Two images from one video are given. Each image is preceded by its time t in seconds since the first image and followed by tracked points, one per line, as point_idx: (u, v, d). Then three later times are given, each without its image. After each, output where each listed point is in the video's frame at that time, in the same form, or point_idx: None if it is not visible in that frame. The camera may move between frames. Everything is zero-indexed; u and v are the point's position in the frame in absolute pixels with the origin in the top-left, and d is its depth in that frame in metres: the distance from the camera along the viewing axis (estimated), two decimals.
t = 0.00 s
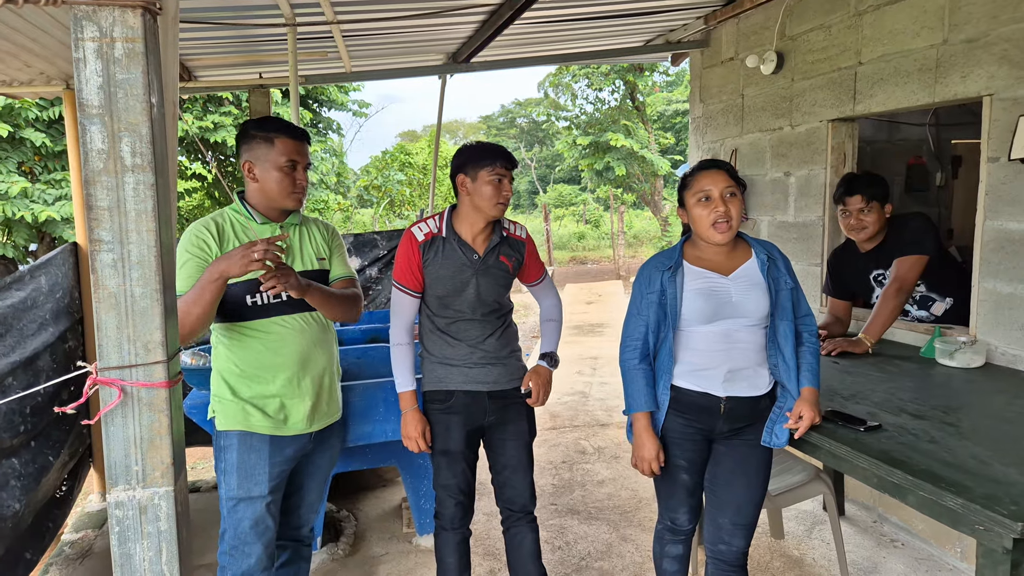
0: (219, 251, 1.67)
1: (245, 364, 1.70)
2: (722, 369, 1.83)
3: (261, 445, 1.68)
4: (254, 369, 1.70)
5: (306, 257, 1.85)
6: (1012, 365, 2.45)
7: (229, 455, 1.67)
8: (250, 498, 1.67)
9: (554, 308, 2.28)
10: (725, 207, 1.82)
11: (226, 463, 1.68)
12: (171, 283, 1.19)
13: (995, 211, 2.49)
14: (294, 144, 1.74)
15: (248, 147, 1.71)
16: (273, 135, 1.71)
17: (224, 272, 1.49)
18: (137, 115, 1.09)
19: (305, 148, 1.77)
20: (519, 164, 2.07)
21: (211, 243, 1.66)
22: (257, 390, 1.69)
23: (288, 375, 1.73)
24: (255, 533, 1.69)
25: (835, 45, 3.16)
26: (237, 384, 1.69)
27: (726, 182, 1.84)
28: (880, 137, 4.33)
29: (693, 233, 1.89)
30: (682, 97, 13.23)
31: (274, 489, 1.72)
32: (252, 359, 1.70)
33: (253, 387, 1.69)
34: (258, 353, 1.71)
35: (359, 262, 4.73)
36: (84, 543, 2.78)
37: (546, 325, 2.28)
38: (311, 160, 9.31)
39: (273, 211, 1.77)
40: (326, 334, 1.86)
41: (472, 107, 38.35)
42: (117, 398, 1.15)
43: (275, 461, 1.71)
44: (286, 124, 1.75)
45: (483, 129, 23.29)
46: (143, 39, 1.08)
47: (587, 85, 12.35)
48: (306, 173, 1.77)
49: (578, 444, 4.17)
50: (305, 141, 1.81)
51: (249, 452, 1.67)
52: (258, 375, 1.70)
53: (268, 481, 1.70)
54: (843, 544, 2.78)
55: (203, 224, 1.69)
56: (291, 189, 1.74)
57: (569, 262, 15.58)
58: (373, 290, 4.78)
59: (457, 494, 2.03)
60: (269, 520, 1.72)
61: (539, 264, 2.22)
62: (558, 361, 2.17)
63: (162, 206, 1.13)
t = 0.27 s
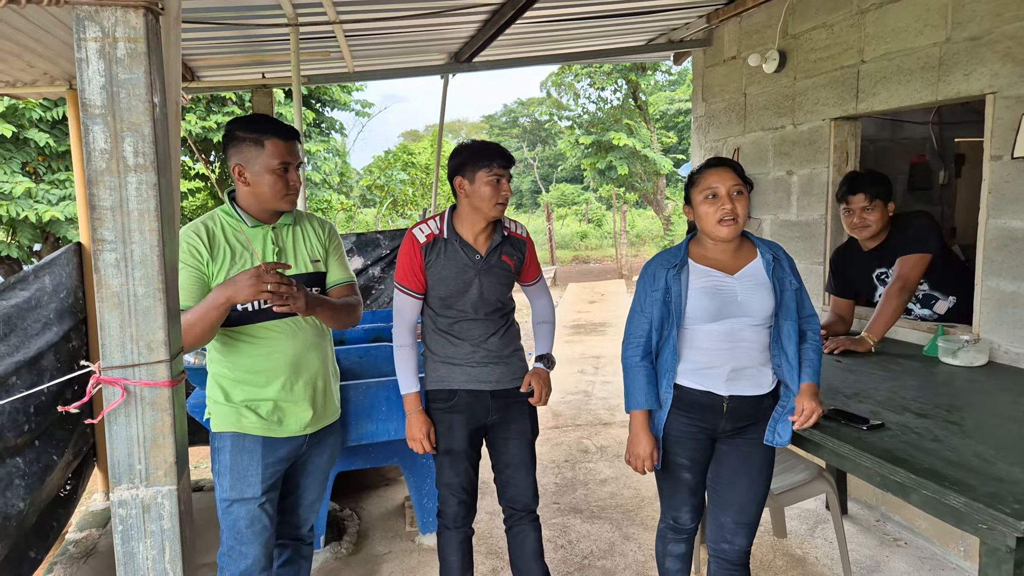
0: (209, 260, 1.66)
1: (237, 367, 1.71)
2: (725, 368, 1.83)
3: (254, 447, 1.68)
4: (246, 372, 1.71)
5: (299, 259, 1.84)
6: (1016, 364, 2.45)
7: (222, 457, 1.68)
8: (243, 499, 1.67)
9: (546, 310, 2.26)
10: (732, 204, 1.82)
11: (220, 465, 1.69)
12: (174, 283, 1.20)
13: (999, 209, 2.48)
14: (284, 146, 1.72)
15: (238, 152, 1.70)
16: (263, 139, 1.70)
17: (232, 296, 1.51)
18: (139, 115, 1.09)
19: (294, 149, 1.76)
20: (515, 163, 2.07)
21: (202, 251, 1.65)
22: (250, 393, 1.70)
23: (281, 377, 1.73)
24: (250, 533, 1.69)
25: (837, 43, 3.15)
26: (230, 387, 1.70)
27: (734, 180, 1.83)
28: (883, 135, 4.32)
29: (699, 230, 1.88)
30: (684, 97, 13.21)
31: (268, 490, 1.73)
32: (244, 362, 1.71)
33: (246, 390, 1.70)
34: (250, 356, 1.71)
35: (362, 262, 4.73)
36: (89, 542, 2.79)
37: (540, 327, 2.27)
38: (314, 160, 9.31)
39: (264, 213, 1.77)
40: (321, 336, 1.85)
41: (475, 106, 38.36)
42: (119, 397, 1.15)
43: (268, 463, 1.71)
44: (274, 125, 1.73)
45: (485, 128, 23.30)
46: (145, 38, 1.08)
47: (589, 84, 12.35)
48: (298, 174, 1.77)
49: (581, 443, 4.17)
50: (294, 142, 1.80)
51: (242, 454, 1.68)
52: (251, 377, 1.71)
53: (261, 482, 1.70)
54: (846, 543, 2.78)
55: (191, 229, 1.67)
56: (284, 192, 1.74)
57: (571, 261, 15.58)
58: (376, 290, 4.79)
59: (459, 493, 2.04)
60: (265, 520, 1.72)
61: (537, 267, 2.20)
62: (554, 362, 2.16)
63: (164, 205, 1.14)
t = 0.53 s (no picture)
0: (198, 262, 1.67)
1: (234, 368, 1.70)
2: (727, 368, 1.83)
3: (252, 447, 1.68)
4: (243, 373, 1.71)
5: (292, 259, 1.81)
6: (1018, 363, 2.44)
7: (221, 457, 1.68)
8: (242, 499, 1.67)
9: (550, 308, 2.26)
10: (739, 206, 1.81)
11: (219, 465, 1.69)
12: (173, 281, 1.20)
13: (1001, 208, 2.48)
14: (268, 145, 1.71)
15: (221, 155, 1.69)
16: (244, 141, 1.68)
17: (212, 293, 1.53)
18: (139, 114, 1.09)
19: (277, 148, 1.74)
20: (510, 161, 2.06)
21: (190, 254, 1.67)
22: (248, 393, 1.70)
23: (278, 378, 1.73)
24: (250, 532, 1.69)
25: (840, 41, 3.14)
26: (228, 388, 1.70)
27: (742, 181, 1.83)
28: (885, 134, 4.31)
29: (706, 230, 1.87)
30: (687, 96, 13.20)
31: (267, 489, 1.73)
32: (241, 363, 1.70)
33: (243, 391, 1.70)
34: (247, 357, 1.71)
35: (364, 260, 4.74)
36: (90, 540, 2.79)
37: (541, 325, 2.27)
38: (316, 159, 9.32)
39: (256, 215, 1.76)
40: (318, 335, 1.85)
41: (477, 105, 38.36)
42: (119, 395, 1.15)
43: (266, 462, 1.71)
44: (253, 124, 1.71)
45: (487, 127, 23.30)
46: (145, 37, 1.08)
47: (591, 83, 12.34)
48: (285, 173, 1.75)
49: (582, 442, 4.17)
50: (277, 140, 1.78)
51: (240, 454, 1.68)
52: (248, 378, 1.71)
53: (260, 482, 1.70)
54: (847, 542, 2.77)
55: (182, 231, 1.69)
56: (272, 192, 1.73)
57: (573, 260, 15.57)
58: (378, 288, 4.79)
59: (460, 492, 2.04)
60: (265, 519, 1.72)
61: (538, 261, 2.19)
62: (555, 361, 2.15)
63: (163, 204, 1.14)
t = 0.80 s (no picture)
0: (195, 258, 1.69)
1: (232, 367, 1.71)
2: (729, 365, 1.83)
3: (251, 445, 1.69)
4: (241, 371, 1.71)
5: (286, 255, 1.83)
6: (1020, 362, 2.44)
7: (221, 456, 1.68)
8: (242, 498, 1.67)
9: (547, 308, 2.25)
10: (743, 207, 1.81)
11: (219, 464, 1.69)
12: (173, 280, 1.20)
13: (1003, 207, 2.47)
14: (266, 143, 1.70)
15: (219, 150, 1.69)
16: (244, 137, 1.68)
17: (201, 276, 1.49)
18: (138, 113, 1.09)
19: (277, 145, 1.74)
20: (507, 160, 2.05)
21: (189, 251, 1.69)
22: (248, 392, 1.70)
23: (278, 376, 1.73)
24: (251, 531, 1.69)
25: (841, 40, 3.14)
26: (227, 387, 1.70)
27: (746, 182, 1.82)
28: (887, 132, 4.31)
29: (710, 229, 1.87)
30: (689, 95, 13.18)
31: (267, 488, 1.73)
32: (240, 362, 1.71)
33: (242, 390, 1.70)
34: (246, 356, 1.71)
35: (365, 259, 4.74)
36: (92, 539, 2.80)
37: (540, 325, 2.26)
38: (318, 158, 9.32)
39: (251, 210, 1.77)
40: (318, 333, 1.85)
41: (478, 104, 38.36)
42: (119, 394, 1.15)
43: (266, 461, 1.71)
44: (254, 120, 1.70)
45: (489, 127, 23.29)
46: (144, 35, 1.08)
47: (593, 82, 12.32)
48: (282, 171, 1.75)
49: (583, 441, 4.17)
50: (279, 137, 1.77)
51: (240, 453, 1.68)
52: (248, 376, 1.71)
53: (260, 481, 1.70)
54: (848, 541, 2.77)
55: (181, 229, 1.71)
56: (268, 190, 1.73)
57: (575, 259, 15.57)
58: (379, 287, 4.79)
59: (461, 491, 2.04)
60: (265, 518, 1.72)
61: (537, 259, 2.18)
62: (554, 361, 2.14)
63: (163, 203, 1.14)
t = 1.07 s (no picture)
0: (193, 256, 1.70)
1: (231, 363, 1.71)
2: (729, 362, 1.83)
3: (250, 443, 1.68)
4: (240, 368, 1.71)
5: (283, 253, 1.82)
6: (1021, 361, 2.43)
7: (218, 453, 1.68)
8: (240, 496, 1.67)
9: (548, 307, 2.24)
10: (745, 202, 1.81)
11: (217, 461, 1.69)
12: (173, 279, 1.19)
13: (1004, 206, 2.46)
14: (267, 141, 1.70)
15: (220, 147, 1.69)
16: (244, 135, 1.67)
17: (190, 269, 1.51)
18: (138, 110, 1.09)
19: (278, 144, 1.73)
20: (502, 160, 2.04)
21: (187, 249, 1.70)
22: (246, 389, 1.70)
23: (276, 373, 1.73)
24: (249, 529, 1.69)
25: (843, 39, 3.13)
26: (226, 384, 1.70)
27: (749, 178, 1.82)
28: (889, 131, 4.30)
29: (713, 226, 1.87)
30: (690, 94, 13.16)
31: (265, 486, 1.72)
32: (239, 358, 1.71)
33: (241, 387, 1.70)
34: (245, 352, 1.71)
35: (366, 258, 4.73)
36: (93, 538, 2.80)
37: (541, 325, 2.25)
38: (319, 157, 9.31)
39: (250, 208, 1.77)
40: (318, 331, 1.85)
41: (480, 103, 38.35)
42: (119, 393, 1.15)
43: (264, 458, 1.71)
44: (255, 119, 1.71)
45: (491, 126, 23.27)
46: (143, 33, 1.08)
47: (595, 81, 12.31)
48: (282, 170, 1.75)
49: (585, 440, 4.17)
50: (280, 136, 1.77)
51: (238, 450, 1.68)
52: (246, 373, 1.71)
53: (257, 478, 1.70)
54: (850, 540, 2.77)
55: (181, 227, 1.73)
56: (267, 188, 1.72)
57: (576, 258, 15.56)
58: (380, 286, 4.78)
59: (462, 490, 2.03)
60: (263, 516, 1.72)
61: (537, 258, 2.17)
62: (554, 363, 2.14)
63: (162, 201, 1.14)
